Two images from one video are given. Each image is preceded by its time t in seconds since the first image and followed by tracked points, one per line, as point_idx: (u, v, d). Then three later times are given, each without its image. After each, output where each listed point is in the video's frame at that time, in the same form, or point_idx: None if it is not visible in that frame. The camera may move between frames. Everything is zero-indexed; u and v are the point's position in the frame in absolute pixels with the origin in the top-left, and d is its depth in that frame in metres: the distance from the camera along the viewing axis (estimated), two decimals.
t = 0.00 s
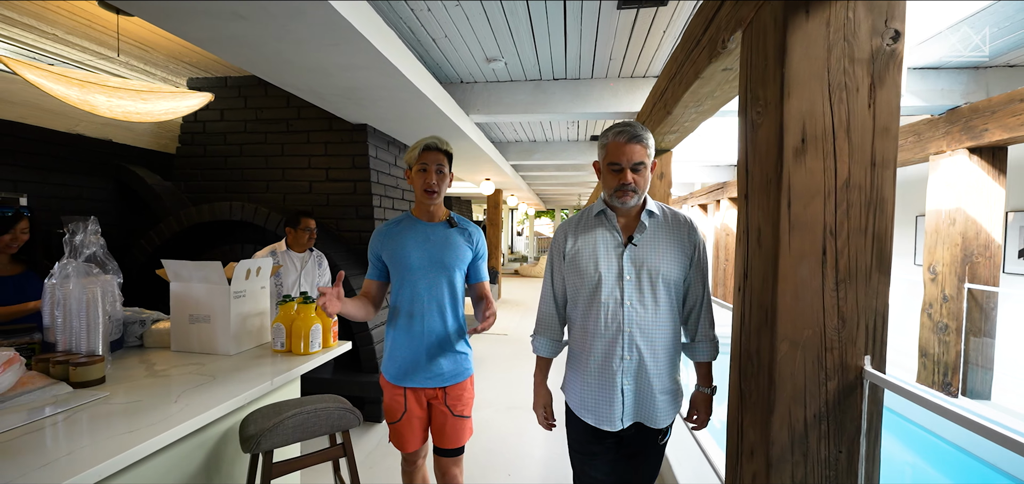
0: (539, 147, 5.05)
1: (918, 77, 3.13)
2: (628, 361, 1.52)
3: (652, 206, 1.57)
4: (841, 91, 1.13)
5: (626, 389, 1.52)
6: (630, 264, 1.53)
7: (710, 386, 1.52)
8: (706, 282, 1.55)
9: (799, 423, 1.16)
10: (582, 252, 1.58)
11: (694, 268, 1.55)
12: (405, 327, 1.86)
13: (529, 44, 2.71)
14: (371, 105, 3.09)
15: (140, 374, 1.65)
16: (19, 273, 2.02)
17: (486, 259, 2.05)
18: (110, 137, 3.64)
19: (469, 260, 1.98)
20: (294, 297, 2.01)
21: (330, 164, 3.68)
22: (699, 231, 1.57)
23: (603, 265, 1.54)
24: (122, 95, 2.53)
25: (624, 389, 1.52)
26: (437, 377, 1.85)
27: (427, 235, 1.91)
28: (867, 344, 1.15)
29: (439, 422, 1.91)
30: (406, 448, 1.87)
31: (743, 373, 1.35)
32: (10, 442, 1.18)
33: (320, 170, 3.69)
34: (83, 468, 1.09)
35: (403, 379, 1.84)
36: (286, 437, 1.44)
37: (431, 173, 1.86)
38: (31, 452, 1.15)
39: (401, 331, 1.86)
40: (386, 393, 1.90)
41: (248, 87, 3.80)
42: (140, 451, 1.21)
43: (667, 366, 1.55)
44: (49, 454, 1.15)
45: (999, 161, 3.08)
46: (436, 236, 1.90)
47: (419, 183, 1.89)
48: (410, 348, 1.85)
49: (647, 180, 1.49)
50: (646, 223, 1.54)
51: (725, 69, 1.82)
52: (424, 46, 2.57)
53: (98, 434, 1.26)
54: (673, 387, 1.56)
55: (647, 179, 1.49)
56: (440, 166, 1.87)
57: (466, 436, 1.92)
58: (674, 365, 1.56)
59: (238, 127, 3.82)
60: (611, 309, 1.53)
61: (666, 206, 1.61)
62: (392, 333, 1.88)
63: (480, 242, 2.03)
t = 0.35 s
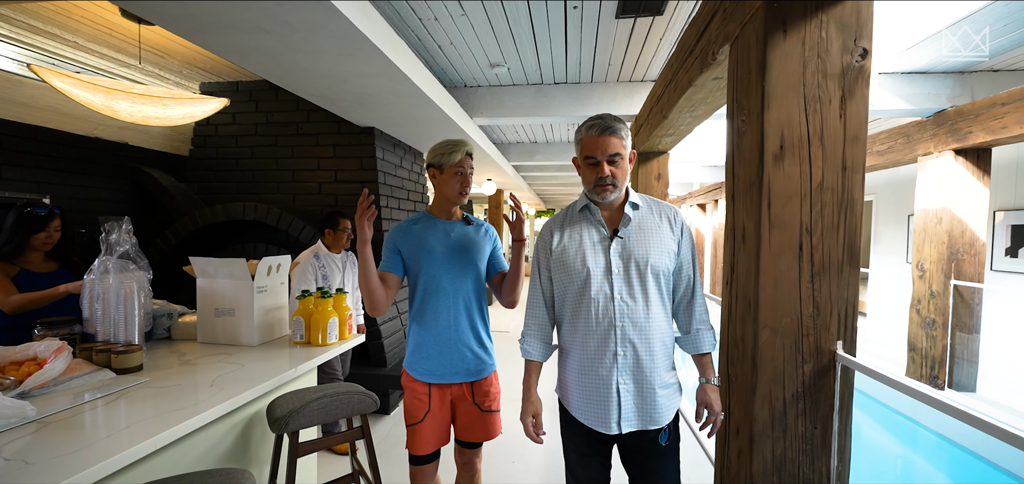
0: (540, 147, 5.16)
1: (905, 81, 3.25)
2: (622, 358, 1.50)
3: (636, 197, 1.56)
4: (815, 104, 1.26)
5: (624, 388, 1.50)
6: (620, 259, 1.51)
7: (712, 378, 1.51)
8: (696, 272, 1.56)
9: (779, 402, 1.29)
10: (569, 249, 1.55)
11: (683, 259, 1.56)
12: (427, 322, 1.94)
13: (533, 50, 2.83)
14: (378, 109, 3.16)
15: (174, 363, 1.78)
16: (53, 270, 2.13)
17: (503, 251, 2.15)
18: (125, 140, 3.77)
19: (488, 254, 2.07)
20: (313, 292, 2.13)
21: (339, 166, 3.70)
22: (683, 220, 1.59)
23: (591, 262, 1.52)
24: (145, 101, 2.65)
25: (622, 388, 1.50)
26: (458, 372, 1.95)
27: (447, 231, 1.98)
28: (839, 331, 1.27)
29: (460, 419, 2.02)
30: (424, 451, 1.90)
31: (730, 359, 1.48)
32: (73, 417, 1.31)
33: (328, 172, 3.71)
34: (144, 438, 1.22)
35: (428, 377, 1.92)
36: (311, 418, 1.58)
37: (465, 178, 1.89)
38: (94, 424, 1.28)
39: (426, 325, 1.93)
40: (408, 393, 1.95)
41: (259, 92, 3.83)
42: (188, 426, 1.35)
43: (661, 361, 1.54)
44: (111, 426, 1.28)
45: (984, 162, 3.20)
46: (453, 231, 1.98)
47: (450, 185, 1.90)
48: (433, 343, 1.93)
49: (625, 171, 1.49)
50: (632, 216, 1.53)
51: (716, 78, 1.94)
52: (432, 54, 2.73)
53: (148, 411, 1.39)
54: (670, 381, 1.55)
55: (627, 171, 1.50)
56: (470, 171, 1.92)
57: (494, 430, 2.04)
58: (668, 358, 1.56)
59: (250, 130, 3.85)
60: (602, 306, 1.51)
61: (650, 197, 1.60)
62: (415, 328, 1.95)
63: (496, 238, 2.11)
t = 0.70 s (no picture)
0: (535, 149, 5.22)
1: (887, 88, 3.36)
2: (608, 360, 1.53)
3: (632, 203, 1.59)
4: (791, 116, 1.37)
5: (608, 390, 1.53)
6: (610, 264, 1.56)
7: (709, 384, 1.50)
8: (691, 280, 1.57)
9: (758, 392, 1.39)
10: (562, 252, 1.63)
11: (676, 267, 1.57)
12: (442, 324, 1.89)
13: (528, 56, 2.94)
14: (378, 112, 3.08)
15: (185, 359, 1.85)
16: (63, 271, 2.18)
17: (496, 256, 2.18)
18: (125, 142, 3.81)
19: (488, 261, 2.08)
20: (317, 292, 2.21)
21: (337, 168, 3.63)
22: (682, 228, 1.59)
23: (582, 265, 1.58)
24: (151, 105, 2.72)
25: (606, 391, 1.53)
26: (472, 371, 1.94)
27: (456, 235, 1.96)
28: (813, 326, 1.38)
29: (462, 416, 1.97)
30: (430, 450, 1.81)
31: (714, 353, 1.58)
32: (94, 410, 1.38)
33: (327, 174, 3.63)
34: (169, 428, 1.29)
35: (444, 373, 1.88)
36: (320, 411, 1.66)
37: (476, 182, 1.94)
38: (117, 417, 1.34)
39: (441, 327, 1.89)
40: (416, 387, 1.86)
41: (259, 95, 3.78)
42: (207, 417, 1.42)
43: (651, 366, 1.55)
44: (134, 417, 1.34)
45: (961, 166, 3.33)
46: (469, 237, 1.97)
47: (461, 187, 1.93)
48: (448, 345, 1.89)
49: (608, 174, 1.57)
50: (625, 222, 1.57)
51: (703, 88, 2.04)
52: (428, 57, 2.92)
53: (167, 404, 1.46)
54: (660, 388, 1.56)
55: (612, 171, 1.55)
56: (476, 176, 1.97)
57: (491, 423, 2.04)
58: (660, 365, 1.56)
59: (249, 132, 3.77)
60: (590, 307, 1.56)
61: (651, 204, 1.62)
62: (430, 329, 1.89)
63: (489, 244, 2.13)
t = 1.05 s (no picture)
0: (530, 151, 5.29)
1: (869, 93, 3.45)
2: (593, 362, 1.42)
3: (646, 206, 1.38)
4: (767, 125, 1.48)
5: (591, 390, 1.43)
6: (610, 265, 1.42)
7: (722, 415, 1.26)
8: (707, 299, 1.27)
9: (737, 381, 1.49)
10: (574, 248, 1.56)
11: (687, 280, 1.30)
12: (440, 330, 1.77)
13: (522, 61, 3.04)
14: (377, 115, 3.12)
15: (193, 355, 1.93)
16: (70, 270, 2.24)
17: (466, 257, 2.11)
18: (125, 143, 3.85)
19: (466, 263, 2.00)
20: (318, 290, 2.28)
21: (336, 169, 3.66)
22: (704, 236, 1.30)
23: (586, 262, 1.49)
24: (154, 109, 2.77)
25: (588, 390, 1.43)
26: (469, 372, 1.84)
27: (446, 236, 1.86)
28: (787, 319, 1.48)
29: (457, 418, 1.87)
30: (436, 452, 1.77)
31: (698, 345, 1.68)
32: (111, 400, 1.46)
33: (326, 175, 3.67)
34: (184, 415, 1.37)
35: (446, 377, 1.77)
36: (324, 402, 1.75)
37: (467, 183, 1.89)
38: (133, 406, 1.43)
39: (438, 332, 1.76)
40: (415, 399, 1.73)
41: (258, 97, 3.77)
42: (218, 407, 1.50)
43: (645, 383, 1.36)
44: (150, 407, 1.43)
45: (939, 169, 3.48)
46: (460, 242, 1.92)
47: (453, 188, 1.84)
48: (443, 350, 1.77)
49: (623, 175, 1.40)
50: (633, 224, 1.39)
51: (690, 95, 2.14)
52: (427, 62, 3.02)
53: (179, 395, 1.54)
54: (652, 408, 1.35)
55: (608, 167, 1.36)
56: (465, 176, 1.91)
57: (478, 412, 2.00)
58: (659, 382, 1.36)
59: (248, 134, 3.77)
60: (586, 305, 1.47)
61: (674, 206, 1.38)
62: (429, 335, 1.76)
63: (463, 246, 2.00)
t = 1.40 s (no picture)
0: (526, 150, 5.37)
1: (855, 94, 3.55)
2: (592, 348, 1.37)
3: (654, 194, 1.28)
4: (746, 126, 1.59)
5: (588, 375, 1.39)
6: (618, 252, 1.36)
7: (708, 436, 1.08)
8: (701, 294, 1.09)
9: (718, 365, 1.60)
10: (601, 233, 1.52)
11: (684, 271, 1.14)
12: (412, 328, 1.69)
13: (517, 63, 3.13)
14: (377, 116, 3.21)
15: (203, 346, 2.01)
16: (83, 265, 2.32)
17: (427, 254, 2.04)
18: (129, 142, 3.92)
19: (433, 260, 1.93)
20: (322, 284, 2.36)
21: (336, 168, 3.68)
22: (706, 226, 1.13)
23: (605, 247, 1.45)
24: (161, 109, 2.85)
25: (586, 374, 1.40)
26: (439, 370, 1.79)
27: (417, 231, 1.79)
28: (765, 308, 1.59)
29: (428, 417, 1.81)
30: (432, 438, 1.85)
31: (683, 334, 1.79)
32: (130, 386, 1.56)
33: (326, 174, 3.68)
34: (200, 398, 1.47)
35: (417, 377, 1.69)
36: (330, 389, 1.85)
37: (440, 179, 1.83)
38: (151, 391, 1.52)
39: (408, 331, 1.68)
40: (387, 403, 1.63)
41: (259, 98, 3.76)
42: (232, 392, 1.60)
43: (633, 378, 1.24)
44: (167, 391, 1.53)
45: (921, 168, 3.62)
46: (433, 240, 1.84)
47: (427, 184, 1.77)
48: (413, 348, 1.69)
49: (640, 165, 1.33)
50: (640, 209, 1.31)
51: (678, 97, 2.23)
52: (425, 63, 3.10)
53: (193, 381, 1.63)
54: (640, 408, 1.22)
55: (621, 159, 1.32)
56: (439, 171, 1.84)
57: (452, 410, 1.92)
58: (653, 382, 1.21)
59: (250, 134, 3.76)
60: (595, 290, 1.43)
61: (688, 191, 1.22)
62: (400, 334, 1.67)
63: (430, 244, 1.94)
